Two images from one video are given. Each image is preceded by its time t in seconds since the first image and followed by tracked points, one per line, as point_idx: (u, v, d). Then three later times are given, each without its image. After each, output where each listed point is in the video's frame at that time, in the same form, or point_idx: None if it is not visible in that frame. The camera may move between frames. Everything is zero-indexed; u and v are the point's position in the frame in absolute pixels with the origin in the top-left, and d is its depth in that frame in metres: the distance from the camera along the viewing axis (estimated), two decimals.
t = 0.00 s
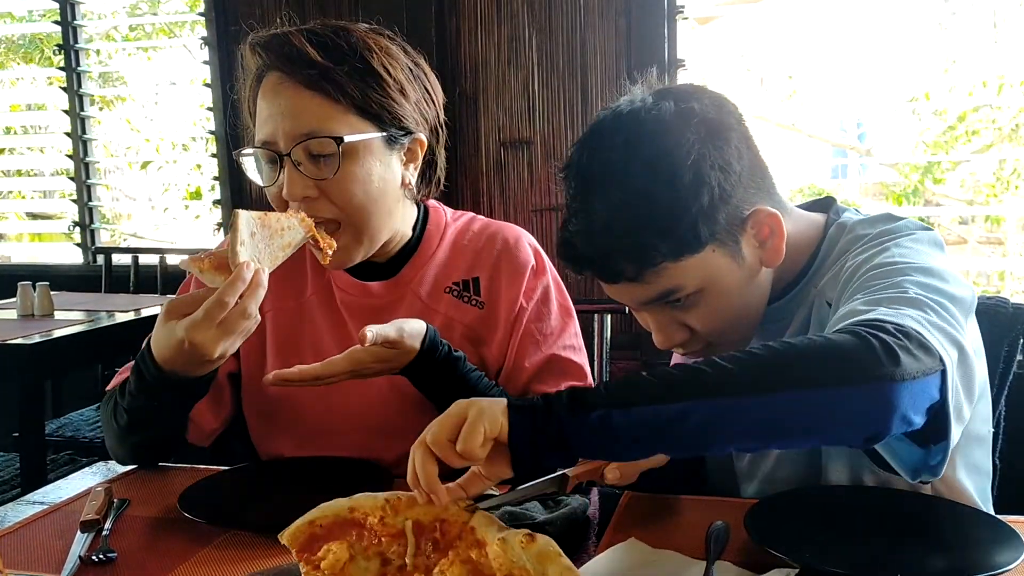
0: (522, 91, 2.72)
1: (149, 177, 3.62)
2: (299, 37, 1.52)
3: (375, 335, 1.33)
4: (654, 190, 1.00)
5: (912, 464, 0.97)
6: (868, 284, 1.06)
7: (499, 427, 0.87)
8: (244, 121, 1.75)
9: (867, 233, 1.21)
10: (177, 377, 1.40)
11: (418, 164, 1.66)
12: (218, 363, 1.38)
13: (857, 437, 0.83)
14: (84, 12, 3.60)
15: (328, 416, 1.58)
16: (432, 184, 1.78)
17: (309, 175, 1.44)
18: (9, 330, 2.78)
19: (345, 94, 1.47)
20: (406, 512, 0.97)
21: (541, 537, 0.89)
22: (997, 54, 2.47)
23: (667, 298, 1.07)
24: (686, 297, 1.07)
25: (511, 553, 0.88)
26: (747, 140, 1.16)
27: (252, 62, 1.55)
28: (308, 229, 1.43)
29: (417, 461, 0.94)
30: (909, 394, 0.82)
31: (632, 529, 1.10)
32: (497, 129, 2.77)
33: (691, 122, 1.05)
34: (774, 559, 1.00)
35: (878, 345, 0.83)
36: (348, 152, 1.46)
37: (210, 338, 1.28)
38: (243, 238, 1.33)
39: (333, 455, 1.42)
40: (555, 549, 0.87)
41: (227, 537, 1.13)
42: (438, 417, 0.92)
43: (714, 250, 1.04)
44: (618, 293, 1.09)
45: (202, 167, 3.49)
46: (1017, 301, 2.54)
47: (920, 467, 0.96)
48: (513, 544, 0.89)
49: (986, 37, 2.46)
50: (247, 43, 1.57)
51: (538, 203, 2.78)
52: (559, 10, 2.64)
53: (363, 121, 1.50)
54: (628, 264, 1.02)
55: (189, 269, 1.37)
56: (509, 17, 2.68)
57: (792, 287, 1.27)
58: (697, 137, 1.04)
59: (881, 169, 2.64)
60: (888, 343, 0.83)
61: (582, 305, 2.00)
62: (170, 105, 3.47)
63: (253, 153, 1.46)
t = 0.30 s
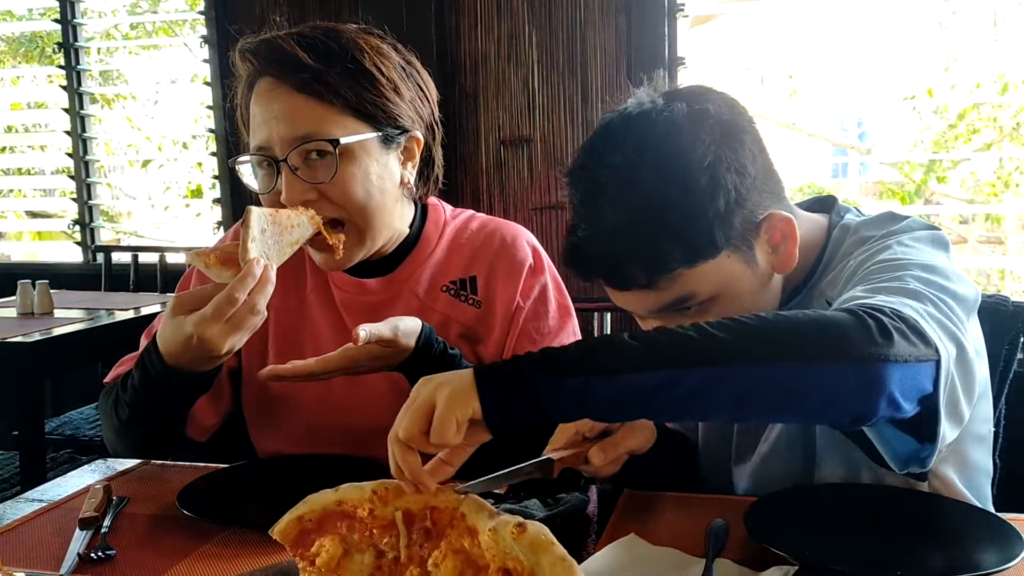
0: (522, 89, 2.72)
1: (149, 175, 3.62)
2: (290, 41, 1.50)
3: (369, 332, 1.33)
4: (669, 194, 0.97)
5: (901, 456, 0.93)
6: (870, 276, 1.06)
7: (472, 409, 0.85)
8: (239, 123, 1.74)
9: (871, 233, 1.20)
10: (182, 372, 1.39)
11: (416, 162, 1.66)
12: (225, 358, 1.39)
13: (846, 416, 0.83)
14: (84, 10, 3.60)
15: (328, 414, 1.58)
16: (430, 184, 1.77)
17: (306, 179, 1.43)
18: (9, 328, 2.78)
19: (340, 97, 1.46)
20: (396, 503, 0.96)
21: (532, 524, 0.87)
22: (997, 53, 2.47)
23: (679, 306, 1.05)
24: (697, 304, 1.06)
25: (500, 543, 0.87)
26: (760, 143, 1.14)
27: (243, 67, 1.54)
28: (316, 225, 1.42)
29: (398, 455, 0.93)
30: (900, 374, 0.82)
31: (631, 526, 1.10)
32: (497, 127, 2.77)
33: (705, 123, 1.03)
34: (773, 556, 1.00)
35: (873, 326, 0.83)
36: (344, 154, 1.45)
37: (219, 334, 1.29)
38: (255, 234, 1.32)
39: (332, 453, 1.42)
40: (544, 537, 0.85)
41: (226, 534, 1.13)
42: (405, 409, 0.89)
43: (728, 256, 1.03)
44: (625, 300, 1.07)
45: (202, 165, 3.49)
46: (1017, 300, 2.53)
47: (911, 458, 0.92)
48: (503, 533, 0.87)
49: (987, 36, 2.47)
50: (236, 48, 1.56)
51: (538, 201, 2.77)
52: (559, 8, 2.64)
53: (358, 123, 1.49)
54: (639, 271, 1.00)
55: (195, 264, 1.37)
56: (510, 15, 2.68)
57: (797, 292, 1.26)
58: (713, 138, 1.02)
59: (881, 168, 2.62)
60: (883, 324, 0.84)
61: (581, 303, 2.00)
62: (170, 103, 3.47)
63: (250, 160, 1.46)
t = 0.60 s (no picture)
0: (521, 86, 2.71)
1: (149, 172, 3.61)
2: (291, 38, 1.49)
3: (366, 328, 1.32)
4: (689, 201, 0.96)
5: (897, 463, 0.95)
6: (872, 282, 1.05)
7: (462, 406, 0.85)
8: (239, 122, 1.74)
9: (881, 236, 1.19)
10: (182, 373, 1.39)
11: (416, 158, 1.66)
12: (225, 359, 1.38)
13: (836, 423, 0.83)
14: (84, 7, 3.60)
15: (328, 412, 1.58)
16: (430, 178, 1.77)
17: (308, 177, 1.43)
18: (9, 325, 2.78)
19: (341, 94, 1.46)
20: (390, 499, 0.96)
21: (526, 520, 0.87)
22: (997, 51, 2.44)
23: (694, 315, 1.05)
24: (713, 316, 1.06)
25: (496, 540, 0.87)
26: (787, 152, 1.12)
27: (243, 65, 1.53)
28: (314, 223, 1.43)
29: (389, 455, 0.92)
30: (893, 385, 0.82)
31: (631, 522, 1.10)
32: (496, 124, 2.77)
33: (735, 129, 1.02)
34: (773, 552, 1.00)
35: (870, 335, 0.83)
36: (346, 151, 1.45)
37: (220, 336, 1.29)
38: (253, 237, 1.32)
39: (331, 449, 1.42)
40: (538, 532, 0.85)
41: (225, 531, 1.13)
42: (394, 409, 0.88)
43: (745, 267, 1.03)
44: (637, 307, 1.07)
45: (202, 163, 3.48)
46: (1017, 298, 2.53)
47: (906, 464, 0.94)
48: (498, 531, 0.87)
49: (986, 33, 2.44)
50: (236, 46, 1.55)
51: (538, 199, 2.77)
52: (559, 4, 2.64)
53: (359, 120, 1.49)
54: (654, 279, 0.99)
55: (193, 266, 1.38)
56: (510, 11, 2.68)
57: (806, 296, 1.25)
58: (741, 145, 1.01)
59: (882, 166, 2.63)
60: (881, 333, 0.84)
61: (581, 300, 2.00)
62: (169, 100, 3.46)
63: (250, 157, 1.45)
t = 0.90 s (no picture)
0: (521, 86, 2.71)
1: (149, 172, 3.61)
2: (292, 39, 1.49)
3: (362, 332, 1.32)
4: (694, 211, 0.95)
5: (894, 467, 0.96)
6: (875, 288, 1.05)
7: (456, 401, 0.85)
8: (239, 122, 1.74)
9: (883, 242, 1.19)
10: (179, 375, 1.39)
11: (416, 162, 1.65)
12: (221, 362, 1.38)
13: (835, 430, 0.83)
14: (84, 7, 3.60)
15: (327, 413, 1.59)
16: (429, 182, 1.77)
17: (308, 178, 1.43)
18: (9, 324, 2.78)
19: (342, 96, 1.46)
20: (383, 498, 0.97)
21: (521, 518, 0.87)
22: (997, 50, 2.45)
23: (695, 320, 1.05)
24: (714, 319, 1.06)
25: (490, 538, 0.87)
26: (796, 163, 1.11)
27: (245, 65, 1.53)
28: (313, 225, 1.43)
29: (382, 447, 0.93)
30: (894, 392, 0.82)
31: (630, 522, 1.10)
32: (496, 124, 2.77)
33: (746, 139, 1.01)
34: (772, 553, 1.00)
35: (873, 342, 0.83)
36: (347, 152, 1.45)
37: (215, 339, 1.30)
38: (250, 238, 1.36)
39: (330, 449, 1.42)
40: (532, 529, 0.86)
41: (224, 530, 1.13)
42: (388, 402, 0.90)
43: (752, 280, 1.02)
44: (639, 316, 1.07)
45: (201, 162, 3.48)
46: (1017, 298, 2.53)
47: (904, 469, 0.95)
48: (492, 530, 0.87)
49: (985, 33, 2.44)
50: (239, 46, 1.55)
51: (538, 198, 2.77)
52: (559, 4, 2.64)
53: (360, 122, 1.48)
54: (660, 289, 1.00)
55: (189, 269, 1.38)
56: (509, 11, 2.68)
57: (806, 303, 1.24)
58: (751, 156, 1.00)
59: (882, 166, 2.61)
60: (884, 339, 0.84)
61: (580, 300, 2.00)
62: (169, 100, 3.46)
63: (249, 157, 1.45)
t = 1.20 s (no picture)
0: (521, 85, 2.71)
1: (149, 172, 3.61)
2: (296, 36, 1.49)
3: (360, 333, 1.32)
4: (699, 214, 0.95)
5: (897, 468, 0.94)
6: (877, 291, 1.05)
7: (458, 399, 0.86)
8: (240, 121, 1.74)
9: (883, 242, 1.19)
10: (176, 376, 1.39)
11: (419, 162, 1.65)
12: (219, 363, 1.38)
13: (845, 435, 0.82)
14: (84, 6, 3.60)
15: (327, 413, 1.59)
16: (432, 183, 1.76)
17: (310, 176, 1.43)
18: (8, 324, 2.78)
19: (346, 95, 1.45)
20: (384, 493, 0.97)
21: (514, 517, 0.86)
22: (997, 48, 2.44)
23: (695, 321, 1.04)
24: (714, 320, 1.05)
25: (484, 538, 0.87)
26: (800, 165, 1.12)
27: (248, 62, 1.53)
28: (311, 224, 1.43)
29: (385, 443, 0.93)
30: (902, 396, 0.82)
31: (630, 521, 1.10)
32: (496, 123, 2.76)
33: (752, 142, 1.01)
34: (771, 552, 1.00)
35: (881, 346, 0.83)
36: (350, 151, 1.45)
37: (211, 340, 1.29)
38: (244, 238, 1.39)
39: (330, 449, 1.42)
40: (526, 528, 0.85)
41: (222, 529, 1.13)
42: (394, 396, 0.91)
43: (755, 282, 1.02)
44: (639, 317, 1.07)
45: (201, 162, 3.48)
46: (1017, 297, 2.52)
47: (907, 471, 0.93)
48: (485, 529, 0.87)
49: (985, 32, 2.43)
50: (244, 42, 1.55)
51: (538, 197, 2.76)
52: (559, 3, 2.64)
53: (363, 121, 1.48)
54: (661, 292, 0.99)
55: (187, 269, 1.40)
56: (509, 10, 2.67)
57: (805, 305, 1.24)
58: (758, 160, 1.00)
59: (882, 165, 2.61)
60: (892, 343, 0.84)
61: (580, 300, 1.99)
62: (169, 100, 3.46)
63: (252, 153, 1.44)
